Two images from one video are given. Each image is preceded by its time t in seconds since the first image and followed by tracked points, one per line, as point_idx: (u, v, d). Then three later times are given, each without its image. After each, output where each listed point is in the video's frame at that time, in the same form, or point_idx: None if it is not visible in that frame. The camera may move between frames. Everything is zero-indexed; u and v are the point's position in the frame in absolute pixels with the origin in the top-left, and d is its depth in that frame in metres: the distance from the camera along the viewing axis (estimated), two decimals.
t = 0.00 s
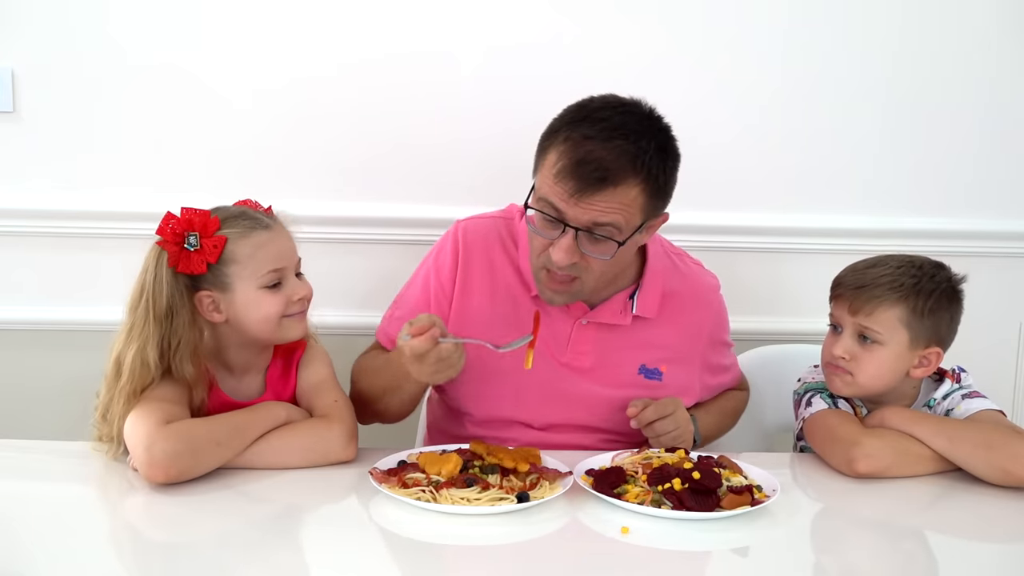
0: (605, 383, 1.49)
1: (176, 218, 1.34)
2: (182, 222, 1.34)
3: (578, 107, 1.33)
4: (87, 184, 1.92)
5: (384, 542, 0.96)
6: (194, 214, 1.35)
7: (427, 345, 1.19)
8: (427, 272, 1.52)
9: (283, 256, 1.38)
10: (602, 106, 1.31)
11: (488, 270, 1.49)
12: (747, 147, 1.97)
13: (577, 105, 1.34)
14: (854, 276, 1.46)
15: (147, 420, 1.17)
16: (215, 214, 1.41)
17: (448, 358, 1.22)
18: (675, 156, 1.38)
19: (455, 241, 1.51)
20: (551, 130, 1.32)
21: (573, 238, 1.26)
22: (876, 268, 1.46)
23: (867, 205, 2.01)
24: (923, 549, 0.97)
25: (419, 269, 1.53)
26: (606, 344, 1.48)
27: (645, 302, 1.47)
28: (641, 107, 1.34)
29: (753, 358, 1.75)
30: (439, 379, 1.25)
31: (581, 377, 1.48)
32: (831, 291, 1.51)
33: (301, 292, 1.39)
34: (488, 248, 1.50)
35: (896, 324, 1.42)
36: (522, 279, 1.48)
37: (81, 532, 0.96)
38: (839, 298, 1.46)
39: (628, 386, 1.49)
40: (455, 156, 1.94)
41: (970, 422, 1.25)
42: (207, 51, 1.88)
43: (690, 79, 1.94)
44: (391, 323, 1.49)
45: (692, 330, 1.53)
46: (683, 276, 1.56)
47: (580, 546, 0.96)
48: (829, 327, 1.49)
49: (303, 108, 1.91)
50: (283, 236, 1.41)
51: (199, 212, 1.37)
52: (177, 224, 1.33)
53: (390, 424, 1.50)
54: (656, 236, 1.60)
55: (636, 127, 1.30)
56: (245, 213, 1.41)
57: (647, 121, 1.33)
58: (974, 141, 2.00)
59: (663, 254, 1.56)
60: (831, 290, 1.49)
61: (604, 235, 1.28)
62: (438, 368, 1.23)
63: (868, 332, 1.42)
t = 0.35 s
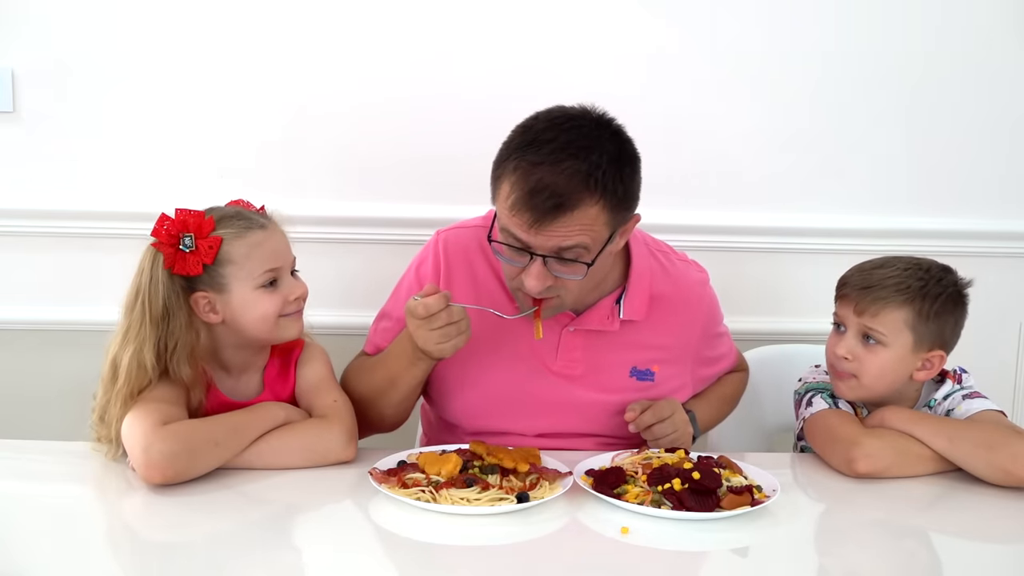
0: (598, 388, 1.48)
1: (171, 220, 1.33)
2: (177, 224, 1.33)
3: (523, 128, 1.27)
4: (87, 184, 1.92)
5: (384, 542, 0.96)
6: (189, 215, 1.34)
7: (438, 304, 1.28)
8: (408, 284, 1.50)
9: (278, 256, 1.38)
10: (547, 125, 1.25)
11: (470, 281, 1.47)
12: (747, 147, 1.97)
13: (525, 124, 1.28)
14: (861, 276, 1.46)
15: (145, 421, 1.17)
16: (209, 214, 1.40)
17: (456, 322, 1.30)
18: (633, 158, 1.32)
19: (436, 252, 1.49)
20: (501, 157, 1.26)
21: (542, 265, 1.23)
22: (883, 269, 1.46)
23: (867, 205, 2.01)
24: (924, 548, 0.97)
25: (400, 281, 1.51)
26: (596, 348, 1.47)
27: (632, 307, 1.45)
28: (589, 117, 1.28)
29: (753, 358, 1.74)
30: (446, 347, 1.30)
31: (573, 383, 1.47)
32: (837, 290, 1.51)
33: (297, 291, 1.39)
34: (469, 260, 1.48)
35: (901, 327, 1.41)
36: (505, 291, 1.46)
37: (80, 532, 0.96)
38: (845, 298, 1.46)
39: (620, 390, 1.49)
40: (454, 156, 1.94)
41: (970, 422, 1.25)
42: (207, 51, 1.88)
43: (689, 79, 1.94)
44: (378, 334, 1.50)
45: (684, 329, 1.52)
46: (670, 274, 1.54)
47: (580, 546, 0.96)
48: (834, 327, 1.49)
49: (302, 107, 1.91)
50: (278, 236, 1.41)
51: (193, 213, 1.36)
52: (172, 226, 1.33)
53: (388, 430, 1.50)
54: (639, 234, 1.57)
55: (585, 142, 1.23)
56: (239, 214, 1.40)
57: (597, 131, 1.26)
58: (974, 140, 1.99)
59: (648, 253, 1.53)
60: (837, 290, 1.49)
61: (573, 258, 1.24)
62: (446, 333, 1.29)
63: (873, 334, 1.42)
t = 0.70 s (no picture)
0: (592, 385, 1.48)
1: (183, 220, 1.33)
2: (189, 224, 1.33)
3: (507, 108, 1.29)
4: (87, 184, 1.92)
5: (384, 542, 0.96)
6: (201, 215, 1.34)
7: (422, 309, 1.28)
8: (399, 289, 1.50)
9: (288, 261, 1.38)
10: (531, 102, 1.27)
11: (460, 282, 1.47)
12: (748, 148, 1.97)
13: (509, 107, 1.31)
14: (862, 278, 1.45)
15: (145, 421, 1.17)
16: (221, 215, 1.40)
17: (442, 326, 1.31)
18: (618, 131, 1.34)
19: (424, 257, 1.49)
20: (488, 138, 1.28)
21: (538, 236, 1.21)
22: (884, 270, 1.46)
23: (867, 205, 2.01)
24: (924, 548, 0.97)
25: (390, 286, 1.52)
26: (588, 347, 1.47)
27: (623, 304, 1.45)
28: (572, 92, 1.30)
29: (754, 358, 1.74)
30: (435, 352, 1.32)
31: (566, 383, 1.47)
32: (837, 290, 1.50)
33: (304, 297, 1.39)
34: (458, 262, 1.48)
35: (903, 328, 1.41)
36: (495, 290, 1.46)
37: (80, 532, 0.96)
38: (846, 299, 1.45)
39: (614, 387, 1.49)
40: (454, 157, 1.94)
41: (970, 422, 1.25)
42: (207, 51, 1.88)
43: (690, 79, 1.94)
44: (368, 340, 1.50)
45: (678, 326, 1.53)
46: (663, 270, 1.54)
47: (580, 546, 0.96)
48: (835, 327, 1.48)
49: (302, 108, 1.91)
50: (288, 240, 1.40)
51: (205, 213, 1.36)
52: (183, 226, 1.33)
53: (388, 435, 1.50)
54: (630, 230, 1.58)
55: (570, 109, 1.26)
56: (251, 216, 1.40)
57: (580, 102, 1.29)
58: (974, 141, 1.99)
59: (638, 248, 1.53)
60: (837, 291, 1.49)
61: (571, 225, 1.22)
62: (434, 338, 1.31)
63: (874, 335, 1.42)
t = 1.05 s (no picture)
0: (588, 373, 1.48)
1: (179, 217, 1.33)
2: (185, 222, 1.33)
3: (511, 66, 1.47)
4: (87, 184, 1.92)
5: (384, 542, 0.95)
6: (197, 214, 1.34)
7: (418, 323, 1.27)
8: (390, 294, 1.51)
9: (284, 260, 1.38)
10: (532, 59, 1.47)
11: (450, 278, 1.50)
12: (747, 148, 1.97)
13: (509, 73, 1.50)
14: (865, 274, 1.46)
15: (144, 421, 1.17)
16: (218, 214, 1.40)
17: (438, 339, 1.30)
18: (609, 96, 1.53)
19: (412, 259, 1.52)
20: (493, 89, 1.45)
21: (548, 154, 1.35)
22: (886, 266, 1.47)
23: (867, 205, 2.01)
24: (924, 548, 0.97)
25: (380, 295, 1.53)
26: (582, 334, 1.47)
27: (615, 287, 1.47)
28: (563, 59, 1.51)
29: (753, 358, 1.74)
30: (431, 365, 1.32)
31: (562, 371, 1.47)
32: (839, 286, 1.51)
33: (300, 296, 1.39)
34: (448, 257, 1.51)
35: (905, 324, 1.41)
36: (489, 278, 1.48)
37: (80, 532, 0.96)
38: (848, 293, 1.46)
39: (610, 374, 1.49)
40: (454, 157, 1.94)
41: (970, 422, 1.25)
42: (207, 51, 1.88)
43: (689, 79, 1.94)
44: (363, 346, 1.52)
45: (671, 313, 1.54)
46: (651, 258, 1.56)
47: (580, 546, 0.96)
48: (836, 322, 1.49)
49: (302, 108, 1.91)
50: (285, 239, 1.40)
51: (202, 211, 1.36)
52: (179, 224, 1.33)
53: (387, 437, 1.50)
54: (617, 219, 1.60)
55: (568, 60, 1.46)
56: (247, 215, 1.40)
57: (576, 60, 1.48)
58: (974, 141, 1.99)
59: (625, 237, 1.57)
60: (839, 286, 1.49)
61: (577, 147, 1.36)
62: (429, 351, 1.30)
63: (877, 329, 1.42)
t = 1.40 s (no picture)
0: (589, 369, 1.48)
1: (179, 217, 1.33)
2: (185, 222, 1.33)
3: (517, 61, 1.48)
4: (87, 184, 1.92)
5: (384, 542, 0.95)
6: (198, 213, 1.34)
7: (415, 327, 1.27)
8: (390, 293, 1.52)
9: (283, 261, 1.38)
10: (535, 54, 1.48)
11: (452, 274, 1.50)
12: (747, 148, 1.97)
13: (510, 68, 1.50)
14: (868, 273, 1.46)
15: (144, 421, 1.17)
16: (218, 214, 1.40)
17: (434, 346, 1.30)
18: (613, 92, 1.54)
19: (412, 258, 1.52)
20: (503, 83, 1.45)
21: (561, 145, 1.35)
22: (889, 265, 1.47)
23: (866, 204, 2.01)
24: (924, 549, 0.97)
25: (381, 295, 1.53)
26: (584, 329, 1.47)
27: (616, 281, 1.47)
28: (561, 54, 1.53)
29: (753, 357, 1.74)
30: (426, 370, 1.31)
31: (563, 366, 1.47)
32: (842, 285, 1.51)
33: (299, 298, 1.39)
34: (450, 252, 1.51)
35: (908, 324, 1.41)
36: (491, 273, 1.48)
37: (80, 532, 0.96)
38: (851, 292, 1.46)
39: (611, 370, 1.48)
40: (453, 156, 1.94)
41: (970, 422, 1.25)
42: (207, 51, 1.88)
43: (689, 79, 1.94)
44: (363, 346, 1.52)
45: (672, 310, 1.54)
46: (653, 254, 1.56)
47: (580, 546, 0.96)
48: (840, 321, 1.49)
49: (302, 107, 1.91)
50: (284, 240, 1.40)
51: (202, 211, 1.36)
52: (180, 223, 1.33)
53: (387, 437, 1.51)
54: (617, 217, 1.61)
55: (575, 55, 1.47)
56: (247, 216, 1.40)
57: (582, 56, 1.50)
58: (974, 140, 1.99)
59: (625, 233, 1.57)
60: (842, 286, 1.50)
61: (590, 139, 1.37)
62: (424, 357, 1.30)
63: (880, 328, 1.42)
